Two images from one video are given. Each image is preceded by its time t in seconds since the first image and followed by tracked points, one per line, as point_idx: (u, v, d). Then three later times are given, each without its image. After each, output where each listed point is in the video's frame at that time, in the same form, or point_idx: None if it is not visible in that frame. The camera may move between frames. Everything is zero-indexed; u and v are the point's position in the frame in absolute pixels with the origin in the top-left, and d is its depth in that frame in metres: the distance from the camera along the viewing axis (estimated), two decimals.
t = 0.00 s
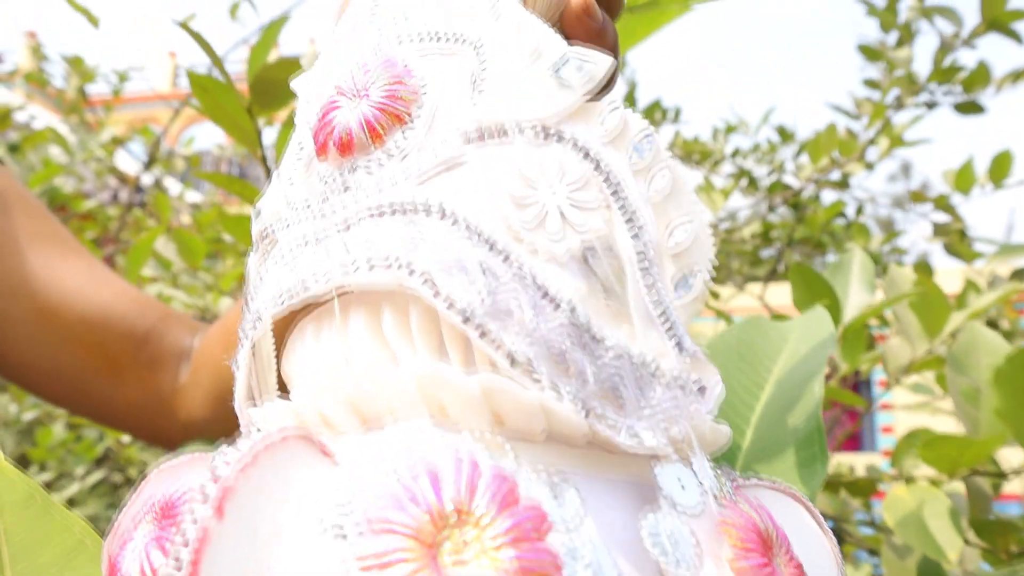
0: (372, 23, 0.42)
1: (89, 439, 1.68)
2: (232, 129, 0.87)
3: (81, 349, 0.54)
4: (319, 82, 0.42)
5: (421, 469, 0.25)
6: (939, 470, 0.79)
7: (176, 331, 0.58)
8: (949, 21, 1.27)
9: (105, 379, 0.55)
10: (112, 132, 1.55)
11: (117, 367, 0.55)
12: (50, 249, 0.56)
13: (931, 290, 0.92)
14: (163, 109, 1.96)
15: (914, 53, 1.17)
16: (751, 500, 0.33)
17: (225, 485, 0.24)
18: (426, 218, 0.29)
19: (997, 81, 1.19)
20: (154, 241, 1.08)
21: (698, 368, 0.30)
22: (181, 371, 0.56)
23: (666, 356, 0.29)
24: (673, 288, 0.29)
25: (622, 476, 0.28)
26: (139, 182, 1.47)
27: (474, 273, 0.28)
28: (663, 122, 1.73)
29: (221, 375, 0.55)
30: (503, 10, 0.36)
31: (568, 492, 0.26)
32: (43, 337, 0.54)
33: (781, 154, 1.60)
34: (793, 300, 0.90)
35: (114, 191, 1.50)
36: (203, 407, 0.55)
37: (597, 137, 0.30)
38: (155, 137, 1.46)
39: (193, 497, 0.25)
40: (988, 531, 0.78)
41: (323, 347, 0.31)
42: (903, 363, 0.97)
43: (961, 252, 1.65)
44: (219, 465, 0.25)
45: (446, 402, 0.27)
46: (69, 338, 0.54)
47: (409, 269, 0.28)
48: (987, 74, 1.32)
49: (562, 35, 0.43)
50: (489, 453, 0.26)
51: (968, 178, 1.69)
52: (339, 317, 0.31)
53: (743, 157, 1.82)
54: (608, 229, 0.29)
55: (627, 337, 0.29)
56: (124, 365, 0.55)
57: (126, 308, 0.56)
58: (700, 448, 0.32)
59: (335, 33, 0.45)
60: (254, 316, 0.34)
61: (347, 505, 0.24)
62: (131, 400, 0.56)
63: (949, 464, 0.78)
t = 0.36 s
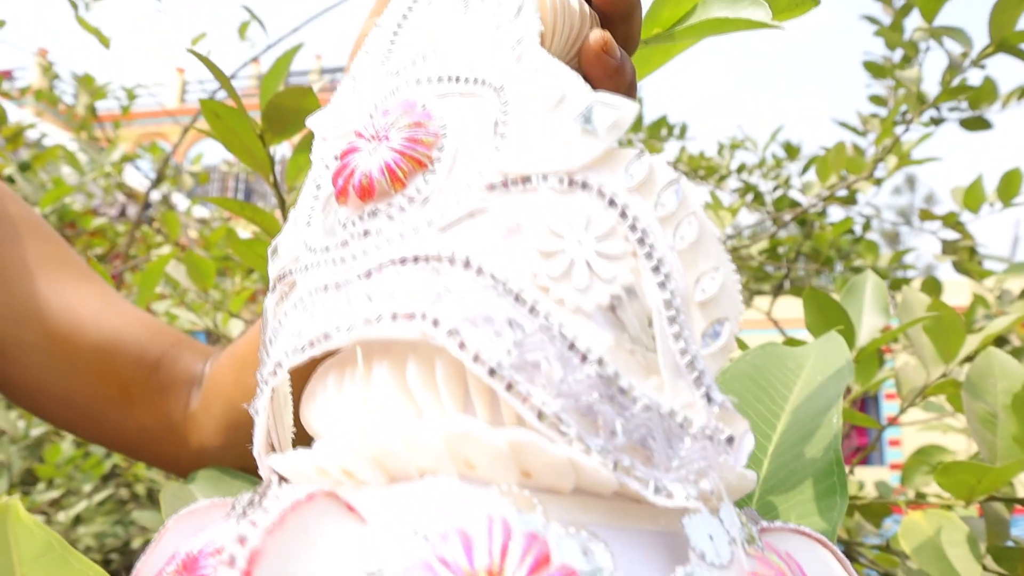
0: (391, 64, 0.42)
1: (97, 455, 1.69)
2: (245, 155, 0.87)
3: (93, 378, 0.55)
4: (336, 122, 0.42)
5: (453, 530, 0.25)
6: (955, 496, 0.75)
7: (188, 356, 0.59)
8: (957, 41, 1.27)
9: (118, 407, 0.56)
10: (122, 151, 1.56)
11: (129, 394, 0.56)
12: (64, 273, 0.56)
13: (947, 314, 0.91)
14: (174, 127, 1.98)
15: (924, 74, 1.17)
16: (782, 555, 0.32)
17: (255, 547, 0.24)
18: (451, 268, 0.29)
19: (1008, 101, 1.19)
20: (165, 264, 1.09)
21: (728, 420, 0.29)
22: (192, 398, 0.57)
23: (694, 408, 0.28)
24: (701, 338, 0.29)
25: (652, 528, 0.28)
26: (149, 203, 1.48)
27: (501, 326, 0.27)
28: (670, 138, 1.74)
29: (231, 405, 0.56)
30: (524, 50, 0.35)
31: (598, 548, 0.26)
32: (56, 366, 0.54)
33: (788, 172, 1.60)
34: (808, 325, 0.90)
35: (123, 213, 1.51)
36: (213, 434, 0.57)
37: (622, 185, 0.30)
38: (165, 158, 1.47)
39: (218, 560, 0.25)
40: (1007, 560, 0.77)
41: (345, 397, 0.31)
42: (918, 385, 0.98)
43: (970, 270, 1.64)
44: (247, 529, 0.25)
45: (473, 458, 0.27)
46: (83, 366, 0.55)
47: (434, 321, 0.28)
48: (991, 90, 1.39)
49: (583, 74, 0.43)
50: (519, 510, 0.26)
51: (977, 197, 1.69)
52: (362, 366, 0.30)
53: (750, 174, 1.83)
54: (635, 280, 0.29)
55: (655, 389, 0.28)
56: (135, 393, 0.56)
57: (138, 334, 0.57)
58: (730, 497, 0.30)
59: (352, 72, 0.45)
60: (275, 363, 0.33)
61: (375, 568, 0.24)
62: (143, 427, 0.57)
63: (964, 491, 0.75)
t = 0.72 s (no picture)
0: (399, 91, 0.42)
1: (104, 464, 1.71)
2: (251, 171, 0.88)
3: (102, 394, 0.53)
4: (343, 148, 0.42)
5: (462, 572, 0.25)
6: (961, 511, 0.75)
7: (196, 371, 0.58)
8: (961, 52, 1.27)
9: (125, 422, 0.55)
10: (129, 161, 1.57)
11: (136, 410, 0.55)
12: (74, 284, 0.55)
13: (953, 330, 0.91)
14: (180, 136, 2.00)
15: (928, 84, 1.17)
16: None
17: None
18: (458, 301, 0.30)
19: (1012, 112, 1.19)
20: (172, 279, 1.10)
21: (733, 452, 0.29)
22: (199, 412, 0.56)
23: (700, 442, 0.28)
24: (708, 372, 0.29)
25: (658, 560, 0.28)
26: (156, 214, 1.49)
27: (508, 360, 0.28)
28: (675, 146, 1.74)
29: (238, 422, 0.55)
30: (531, 83, 0.36)
31: None
32: (64, 381, 0.53)
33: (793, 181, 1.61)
34: (814, 340, 0.90)
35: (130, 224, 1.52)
36: (219, 450, 0.56)
37: (627, 218, 0.30)
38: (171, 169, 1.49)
39: None
40: None
41: (352, 428, 0.31)
42: (924, 399, 0.98)
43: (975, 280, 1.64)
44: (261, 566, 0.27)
45: (481, 494, 0.27)
46: (91, 382, 0.53)
47: (442, 355, 0.28)
48: (995, 98, 1.39)
49: (589, 100, 0.43)
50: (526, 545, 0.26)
51: (982, 205, 1.69)
52: (370, 398, 0.31)
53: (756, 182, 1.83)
54: (641, 313, 0.29)
55: (661, 423, 0.28)
56: (143, 408, 0.55)
57: (147, 348, 0.56)
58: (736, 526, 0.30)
59: (359, 96, 0.45)
60: (284, 392, 0.34)
61: None
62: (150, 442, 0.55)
63: (971, 505, 0.74)
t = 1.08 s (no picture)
0: (410, 115, 0.43)
1: (109, 470, 1.72)
2: (259, 184, 0.89)
3: (110, 406, 0.56)
4: (354, 171, 0.43)
5: None
6: (968, 523, 0.75)
7: (204, 384, 0.60)
8: (965, 64, 1.28)
9: (134, 433, 0.57)
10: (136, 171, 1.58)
11: (145, 423, 0.57)
12: (87, 301, 0.58)
13: (959, 342, 0.91)
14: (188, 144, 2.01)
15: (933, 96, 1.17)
16: None
17: None
18: (471, 329, 0.30)
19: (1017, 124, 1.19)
20: (180, 290, 1.10)
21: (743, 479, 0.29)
22: (206, 425, 0.58)
23: (710, 468, 0.29)
24: (717, 400, 0.29)
25: None
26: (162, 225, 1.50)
27: (520, 389, 0.28)
28: (679, 155, 1.75)
29: (245, 436, 0.56)
30: (541, 111, 0.36)
31: None
32: (74, 395, 0.56)
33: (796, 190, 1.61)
34: (819, 351, 0.91)
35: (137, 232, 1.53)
36: (227, 463, 0.58)
37: (638, 248, 0.30)
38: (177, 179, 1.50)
39: None
40: None
41: (365, 452, 0.32)
42: (930, 411, 0.98)
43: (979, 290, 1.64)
44: None
45: (494, 521, 0.28)
46: (100, 394, 0.56)
47: (454, 384, 0.29)
48: (1000, 108, 1.40)
49: (598, 123, 0.44)
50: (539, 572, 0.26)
51: (986, 215, 1.69)
52: (383, 424, 0.31)
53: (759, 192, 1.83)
54: (651, 342, 0.30)
55: (671, 450, 0.29)
56: (151, 419, 0.57)
57: (155, 362, 0.58)
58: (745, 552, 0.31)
59: (370, 119, 0.46)
60: (297, 417, 0.34)
61: None
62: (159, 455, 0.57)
63: (977, 518, 0.74)
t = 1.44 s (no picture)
0: (433, 136, 0.43)
1: (115, 476, 1.74)
2: (273, 197, 0.89)
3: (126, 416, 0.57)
4: (380, 191, 0.44)
5: None
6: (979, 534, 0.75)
7: (217, 394, 0.62)
8: (972, 74, 1.29)
9: (148, 442, 0.58)
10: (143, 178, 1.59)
11: (160, 433, 0.58)
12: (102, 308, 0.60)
13: (967, 352, 0.91)
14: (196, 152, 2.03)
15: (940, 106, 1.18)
16: None
17: None
18: (506, 354, 0.31)
19: None
20: (192, 299, 1.11)
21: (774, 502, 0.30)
22: (221, 435, 0.60)
23: (741, 491, 0.29)
24: (748, 424, 0.30)
25: None
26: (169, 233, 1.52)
27: (556, 414, 0.29)
28: (684, 162, 1.76)
29: (261, 447, 0.58)
30: (568, 135, 0.37)
31: None
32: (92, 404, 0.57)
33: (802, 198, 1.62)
34: (829, 361, 0.91)
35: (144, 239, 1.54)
36: (242, 472, 0.59)
37: (669, 274, 0.31)
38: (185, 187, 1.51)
39: None
40: None
41: (399, 474, 0.32)
42: (939, 420, 0.99)
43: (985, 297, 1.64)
44: None
45: (532, 545, 0.28)
46: (115, 404, 0.58)
47: (491, 408, 0.29)
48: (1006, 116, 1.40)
49: (620, 143, 0.45)
50: None
51: (992, 223, 1.69)
52: (417, 446, 0.32)
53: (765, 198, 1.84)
54: (683, 367, 0.30)
55: (704, 474, 0.29)
56: (166, 429, 0.59)
57: (170, 372, 0.60)
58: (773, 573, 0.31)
59: (393, 138, 0.46)
60: (330, 438, 0.35)
61: None
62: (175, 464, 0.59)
63: (988, 529, 0.75)
